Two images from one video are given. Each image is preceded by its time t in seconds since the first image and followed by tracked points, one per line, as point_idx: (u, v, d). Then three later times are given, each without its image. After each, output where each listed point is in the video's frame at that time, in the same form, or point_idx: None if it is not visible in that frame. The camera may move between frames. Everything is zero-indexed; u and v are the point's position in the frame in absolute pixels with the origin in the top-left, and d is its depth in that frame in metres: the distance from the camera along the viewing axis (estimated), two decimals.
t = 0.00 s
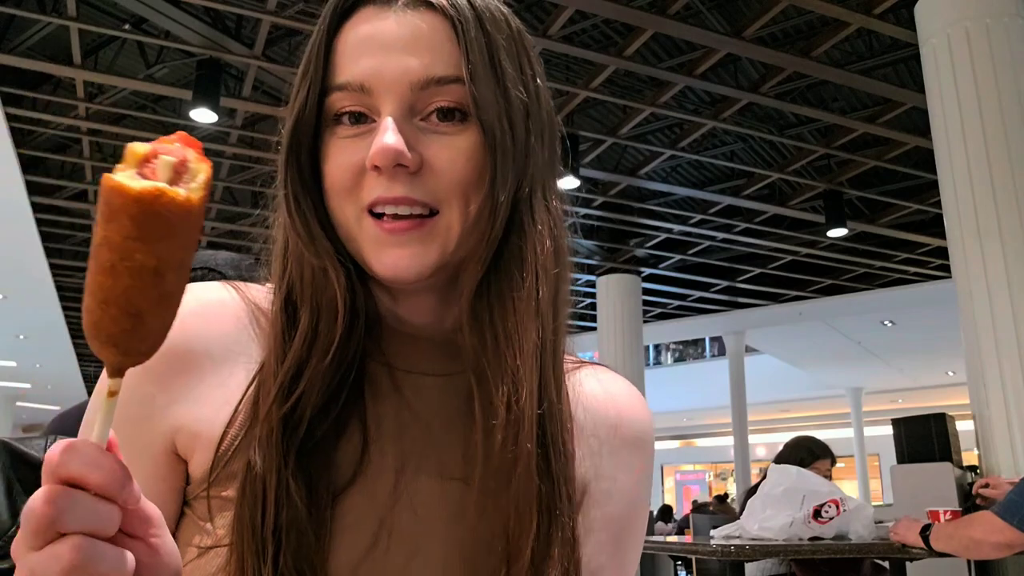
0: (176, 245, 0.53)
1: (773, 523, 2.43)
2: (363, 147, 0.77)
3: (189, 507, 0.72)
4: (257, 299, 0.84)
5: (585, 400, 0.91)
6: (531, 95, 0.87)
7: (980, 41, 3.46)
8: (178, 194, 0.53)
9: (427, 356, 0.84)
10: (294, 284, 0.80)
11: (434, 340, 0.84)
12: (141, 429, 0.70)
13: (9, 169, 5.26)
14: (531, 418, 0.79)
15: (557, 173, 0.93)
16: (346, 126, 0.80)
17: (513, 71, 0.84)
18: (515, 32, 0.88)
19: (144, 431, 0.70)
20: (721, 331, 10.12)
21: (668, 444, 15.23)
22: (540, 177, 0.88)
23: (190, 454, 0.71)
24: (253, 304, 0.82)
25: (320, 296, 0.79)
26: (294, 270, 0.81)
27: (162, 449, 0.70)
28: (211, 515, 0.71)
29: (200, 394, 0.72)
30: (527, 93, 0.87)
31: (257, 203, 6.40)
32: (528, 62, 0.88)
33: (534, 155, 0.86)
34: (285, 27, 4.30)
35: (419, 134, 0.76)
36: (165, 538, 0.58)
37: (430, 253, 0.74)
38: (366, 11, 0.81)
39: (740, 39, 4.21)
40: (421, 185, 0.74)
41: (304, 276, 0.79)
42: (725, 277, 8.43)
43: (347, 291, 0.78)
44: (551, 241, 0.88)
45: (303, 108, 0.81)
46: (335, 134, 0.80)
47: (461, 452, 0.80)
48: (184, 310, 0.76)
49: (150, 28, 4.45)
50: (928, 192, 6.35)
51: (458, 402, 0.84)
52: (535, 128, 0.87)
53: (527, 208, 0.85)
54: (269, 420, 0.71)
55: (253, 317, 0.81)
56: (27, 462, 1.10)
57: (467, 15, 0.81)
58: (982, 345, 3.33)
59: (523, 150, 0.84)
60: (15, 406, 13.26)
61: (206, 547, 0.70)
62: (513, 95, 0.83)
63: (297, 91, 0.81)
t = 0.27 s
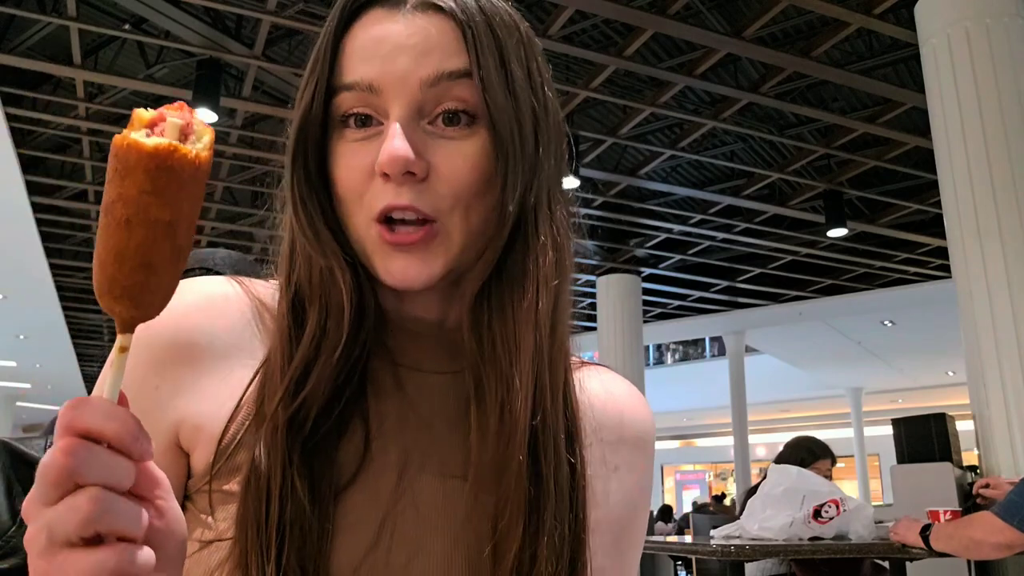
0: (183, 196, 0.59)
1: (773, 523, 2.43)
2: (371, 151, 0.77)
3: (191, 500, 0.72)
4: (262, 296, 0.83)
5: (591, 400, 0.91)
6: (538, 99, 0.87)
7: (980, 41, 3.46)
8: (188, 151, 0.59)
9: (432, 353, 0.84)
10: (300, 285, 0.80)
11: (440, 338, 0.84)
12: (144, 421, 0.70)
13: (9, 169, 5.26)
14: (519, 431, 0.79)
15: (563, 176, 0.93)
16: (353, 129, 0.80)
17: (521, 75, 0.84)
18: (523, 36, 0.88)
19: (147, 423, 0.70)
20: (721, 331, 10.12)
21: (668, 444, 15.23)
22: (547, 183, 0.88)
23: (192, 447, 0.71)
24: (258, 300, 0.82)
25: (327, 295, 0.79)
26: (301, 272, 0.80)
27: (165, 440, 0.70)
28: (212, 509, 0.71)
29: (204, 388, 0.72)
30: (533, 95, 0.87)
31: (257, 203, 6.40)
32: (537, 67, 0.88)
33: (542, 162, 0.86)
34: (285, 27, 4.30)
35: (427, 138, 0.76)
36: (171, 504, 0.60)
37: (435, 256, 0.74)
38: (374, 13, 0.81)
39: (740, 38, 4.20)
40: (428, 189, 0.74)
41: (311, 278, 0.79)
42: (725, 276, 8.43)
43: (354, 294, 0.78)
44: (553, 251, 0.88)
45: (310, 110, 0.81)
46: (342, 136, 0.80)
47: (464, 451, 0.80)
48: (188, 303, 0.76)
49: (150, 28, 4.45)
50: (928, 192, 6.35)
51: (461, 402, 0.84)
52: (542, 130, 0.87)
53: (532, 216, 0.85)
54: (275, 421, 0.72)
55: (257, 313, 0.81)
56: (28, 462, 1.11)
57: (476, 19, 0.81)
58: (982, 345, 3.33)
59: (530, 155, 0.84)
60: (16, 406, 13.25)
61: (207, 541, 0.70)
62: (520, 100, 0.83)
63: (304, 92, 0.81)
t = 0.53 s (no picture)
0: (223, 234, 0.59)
1: (774, 523, 2.43)
2: (376, 156, 0.77)
3: (193, 503, 0.73)
4: (266, 299, 0.84)
5: (593, 401, 0.90)
6: (542, 100, 0.87)
7: (980, 41, 3.46)
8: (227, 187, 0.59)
9: (440, 355, 0.84)
10: (305, 292, 0.80)
11: (453, 342, 0.84)
12: (148, 425, 0.70)
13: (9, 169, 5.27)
14: (536, 433, 0.80)
15: (568, 180, 0.93)
16: (357, 134, 0.80)
17: (526, 78, 0.84)
18: (525, 35, 0.88)
19: (150, 427, 0.70)
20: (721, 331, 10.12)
21: (668, 444, 15.22)
22: (552, 186, 0.87)
23: (195, 450, 0.71)
24: (261, 303, 0.82)
25: (334, 307, 0.79)
26: (305, 279, 0.80)
27: (168, 444, 0.70)
28: (214, 514, 0.71)
29: (206, 393, 0.72)
30: (537, 97, 0.86)
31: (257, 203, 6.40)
32: (538, 64, 0.88)
33: (546, 164, 0.86)
34: (286, 27, 4.30)
35: (432, 142, 0.76)
36: (171, 526, 0.61)
37: (442, 264, 0.73)
38: (377, 16, 0.81)
39: (740, 39, 4.21)
40: (437, 195, 0.74)
41: (317, 285, 0.79)
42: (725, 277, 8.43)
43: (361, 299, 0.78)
44: (561, 250, 0.88)
45: (312, 118, 0.80)
46: (346, 142, 0.80)
47: (469, 453, 0.80)
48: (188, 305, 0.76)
49: (150, 28, 4.45)
50: (928, 192, 6.35)
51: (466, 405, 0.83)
52: (546, 133, 0.87)
53: (537, 218, 0.84)
54: (279, 428, 0.72)
55: (260, 316, 0.81)
56: (27, 462, 1.11)
57: (479, 21, 0.81)
58: (982, 345, 3.33)
59: (537, 159, 0.83)
60: (16, 405, 13.23)
61: (209, 548, 0.70)
62: (526, 102, 0.82)
63: (307, 97, 0.81)
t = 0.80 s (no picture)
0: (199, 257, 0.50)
1: (774, 523, 2.43)
2: (370, 145, 0.77)
3: (190, 508, 0.72)
4: (262, 301, 0.84)
5: (591, 401, 0.90)
6: (539, 96, 0.87)
7: (980, 41, 3.46)
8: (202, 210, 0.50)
9: (440, 356, 0.83)
10: (301, 286, 0.81)
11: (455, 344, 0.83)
12: (145, 429, 0.69)
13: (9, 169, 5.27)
14: (537, 427, 0.80)
15: (564, 177, 0.93)
16: (352, 125, 0.80)
17: (521, 73, 0.84)
18: (523, 34, 0.88)
19: (148, 431, 0.69)
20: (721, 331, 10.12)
21: (668, 444, 15.23)
22: (549, 179, 0.88)
23: (193, 453, 0.70)
24: (256, 305, 0.82)
25: (331, 295, 0.79)
26: (302, 269, 0.81)
27: (166, 447, 0.69)
28: (211, 517, 0.71)
29: (204, 395, 0.71)
30: (534, 93, 0.86)
31: (257, 203, 6.40)
32: (536, 62, 0.88)
33: (543, 157, 0.86)
34: (286, 27, 4.30)
35: (426, 133, 0.77)
36: (175, 545, 0.54)
37: (440, 260, 0.74)
38: (373, 10, 0.81)
39: (740, 38, 4.20)
40: (432, 182, 0.75)
41: (314, 276, 0.79)
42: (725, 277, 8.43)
43: (357, 293, 0.78)
44: (558, 243, 0.88)
45: (309, 112, 0.80)
46: (342, 133, 0.80)
47: (468, 455, 0.80)
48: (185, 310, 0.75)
49: (150, 28, 4.45)
50: (928, 192, 6.35)
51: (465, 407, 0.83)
52: (544, 130, 0.87)
53: (533, 211, 0.85)
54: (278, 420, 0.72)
55: (257, 317, 0.81)
56: (27, 462, 1.11)
57: (475, 15, 0.81)
58: (982, 345, 3.33)
59: (534, 153, 0.84)
60: (16, 405, 13.24)
61: (207, 550, 0.70)
62: (523, 96, 0.83)
63: (304, 92, 0.81)
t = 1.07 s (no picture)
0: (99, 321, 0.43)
1: (774, 523, 2.43)
2: (366, 142, 0.77)
3: (187, 511, 0.71)
4: (256, 301, 0.82)
5: (585, 399, 0.90)
6: (534, 94, 0.87)
7: (980, 42, 3.46)
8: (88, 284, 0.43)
9: (429, 358, 0.84)
10: (296, 284, 0.80)
11: (439, 347, 0.84)
12: (139, 433, 0.68)
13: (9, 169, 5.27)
14: (517, 422, 0.78)
15: (559, 175, 0.93)
16: (348, 123, 0.80)
17: (516, 70, 0.84)
18: (518, 32, 0.88)
19: (142, 435, 0.68)
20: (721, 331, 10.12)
21: (668, 444, 15.24)
22: (543, 176, 0.87)
23: (189, 456, 0.70)
24: (251, 306, 0.81)
25: (322, 292, 0.78)
26: (294, 266, 0.80)
27: (162, 451, 0.69)
28: (207, 519, 0.70)
29: (198, 398, 0.71)
30: (529, 91, 0.86)
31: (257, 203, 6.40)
32: (530, 61, 0.88)
33: (538, 156, 0.86)
34: (286, 27, 4.30)
35: (422, 131, 0.77)
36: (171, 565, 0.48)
37: (431, 253, 0.74)
38: (368, 9, 0.81)
39: (740, 39, 4.20)
40: (432, 179, 0.75)
41: (306, 274, 0.79)
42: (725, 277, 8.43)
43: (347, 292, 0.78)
44: (549, 240, 0.87)
45: (305, 110, 0.80)
46: (337, 131, 0.80)
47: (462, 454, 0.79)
48: (175, 313, 0.73)
49: (150, 28, 4.45)
50: (929, 192, 6.35)
51: (458, 407, 0.83)
52: (539, 128, 0.87)
53: (526, 209, 0.84)
54: (270, 419, 0.71)
55: (250, 317, 0.80)
56: (26, 463, 1.11)
57: (470, 14, 0.81)
58: (982, 345, 3.33)
59: (528, 151, 0.83)
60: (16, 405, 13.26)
61: (202, 551, 0.69)
62: (518, 95, 0.82)
63: (299, 91, 0.81)
